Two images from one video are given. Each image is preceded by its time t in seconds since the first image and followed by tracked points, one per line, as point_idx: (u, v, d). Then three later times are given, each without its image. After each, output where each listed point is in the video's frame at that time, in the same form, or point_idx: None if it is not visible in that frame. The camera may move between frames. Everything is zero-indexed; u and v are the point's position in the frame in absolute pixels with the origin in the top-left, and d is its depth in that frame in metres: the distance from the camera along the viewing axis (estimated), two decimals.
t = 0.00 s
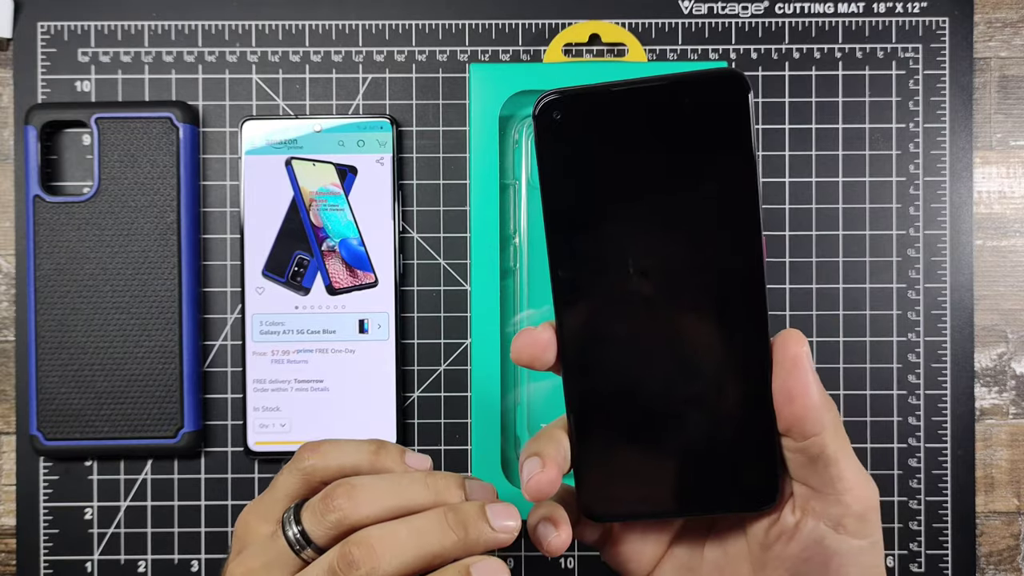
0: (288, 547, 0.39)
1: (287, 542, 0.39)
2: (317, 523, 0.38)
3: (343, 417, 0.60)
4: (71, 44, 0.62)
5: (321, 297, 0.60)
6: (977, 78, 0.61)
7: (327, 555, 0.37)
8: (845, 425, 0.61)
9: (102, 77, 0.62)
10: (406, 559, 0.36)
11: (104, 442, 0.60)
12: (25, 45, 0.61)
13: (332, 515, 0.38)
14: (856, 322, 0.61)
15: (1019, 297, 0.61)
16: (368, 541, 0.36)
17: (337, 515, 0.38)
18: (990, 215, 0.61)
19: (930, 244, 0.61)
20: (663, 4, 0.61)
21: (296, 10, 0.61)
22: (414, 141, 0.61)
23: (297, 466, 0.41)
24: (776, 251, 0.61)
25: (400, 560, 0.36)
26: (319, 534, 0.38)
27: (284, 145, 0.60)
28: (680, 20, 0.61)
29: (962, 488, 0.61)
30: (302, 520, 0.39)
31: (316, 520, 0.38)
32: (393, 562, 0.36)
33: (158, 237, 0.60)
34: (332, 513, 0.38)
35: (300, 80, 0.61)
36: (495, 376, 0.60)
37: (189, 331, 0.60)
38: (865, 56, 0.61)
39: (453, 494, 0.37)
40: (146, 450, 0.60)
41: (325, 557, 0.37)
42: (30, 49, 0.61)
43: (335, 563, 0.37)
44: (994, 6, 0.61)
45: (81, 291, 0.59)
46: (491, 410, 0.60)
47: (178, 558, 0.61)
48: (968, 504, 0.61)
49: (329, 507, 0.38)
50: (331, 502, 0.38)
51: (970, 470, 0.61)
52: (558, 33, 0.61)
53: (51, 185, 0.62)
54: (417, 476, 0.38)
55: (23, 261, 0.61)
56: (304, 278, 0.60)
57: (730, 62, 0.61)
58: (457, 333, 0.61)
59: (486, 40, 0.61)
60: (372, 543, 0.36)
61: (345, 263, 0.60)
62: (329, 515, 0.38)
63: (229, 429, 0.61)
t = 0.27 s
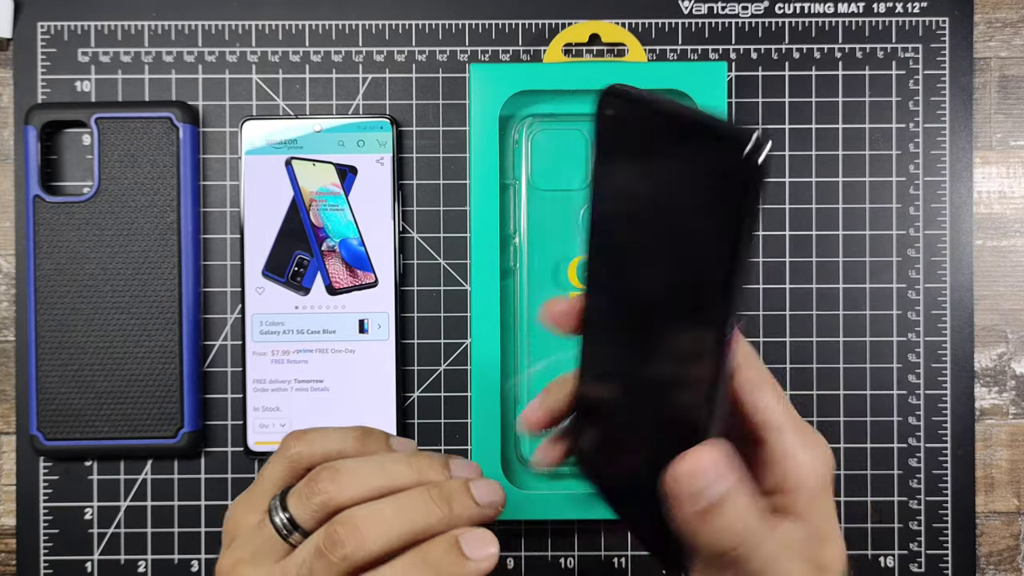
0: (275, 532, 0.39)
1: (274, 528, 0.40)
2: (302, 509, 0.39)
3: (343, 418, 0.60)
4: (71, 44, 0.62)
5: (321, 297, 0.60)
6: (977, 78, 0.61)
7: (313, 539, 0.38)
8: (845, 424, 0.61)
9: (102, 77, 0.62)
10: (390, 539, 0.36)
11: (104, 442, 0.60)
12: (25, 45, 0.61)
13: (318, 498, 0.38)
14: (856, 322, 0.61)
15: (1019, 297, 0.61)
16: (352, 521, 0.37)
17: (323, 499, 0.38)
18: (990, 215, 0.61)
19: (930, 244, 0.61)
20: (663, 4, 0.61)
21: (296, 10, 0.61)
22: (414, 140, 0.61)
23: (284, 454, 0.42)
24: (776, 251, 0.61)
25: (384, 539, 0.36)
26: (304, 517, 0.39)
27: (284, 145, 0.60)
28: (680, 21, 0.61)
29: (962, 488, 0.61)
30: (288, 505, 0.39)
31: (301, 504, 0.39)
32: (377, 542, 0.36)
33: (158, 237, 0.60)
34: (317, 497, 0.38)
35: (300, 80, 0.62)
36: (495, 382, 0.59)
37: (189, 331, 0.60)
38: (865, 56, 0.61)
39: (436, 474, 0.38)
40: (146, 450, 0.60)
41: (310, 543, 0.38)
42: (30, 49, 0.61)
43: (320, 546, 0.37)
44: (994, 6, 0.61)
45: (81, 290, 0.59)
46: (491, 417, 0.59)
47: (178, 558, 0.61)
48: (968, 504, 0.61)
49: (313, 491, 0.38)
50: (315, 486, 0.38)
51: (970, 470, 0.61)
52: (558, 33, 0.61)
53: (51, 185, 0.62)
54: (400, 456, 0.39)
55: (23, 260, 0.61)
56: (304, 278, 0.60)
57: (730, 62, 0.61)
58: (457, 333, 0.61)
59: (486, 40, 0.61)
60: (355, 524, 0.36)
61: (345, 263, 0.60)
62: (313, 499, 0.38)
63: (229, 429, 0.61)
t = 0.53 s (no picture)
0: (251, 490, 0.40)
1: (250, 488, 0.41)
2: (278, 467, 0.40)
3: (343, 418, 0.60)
4: (71, 44, 0.62)
5: (321, 297, 0.60)
6: (977, 78, 0.61)
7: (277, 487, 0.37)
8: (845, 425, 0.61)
9: (102, 77, 0.62)
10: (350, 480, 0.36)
11: (104, 442, 0.60)
12: (25, 45, 0.61)
13: (292, 452, 0.40)
14: (856, 322, 0.61)
15: (1019, 297, 0.61)
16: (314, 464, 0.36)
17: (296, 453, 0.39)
18: (990, 215, 0.61)
19: (930, 244, 0.61)
20: (663, 4, 0.61)
21: (296, 10, 0.61)
22: (414, 140, 0.61)
23: (262, 426, 0.47)
24: (777, 251, 0.61)
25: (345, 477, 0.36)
26: (278, 471, 0.40)
27: (284, 145, 0.60)
28: (680, 21, 0.61)
29: (962, 488, 0.61)
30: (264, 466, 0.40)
31: (274, 458, 0.40)
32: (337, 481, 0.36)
33: (158, 237, 0.60)
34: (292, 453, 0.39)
35: (300, 80, 0.62)
36: (496, 385, 0.58)
37: (189, 331, 0.60)
38: (865, 56, 0.61)
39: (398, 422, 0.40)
40: (146, 450, 0.60)
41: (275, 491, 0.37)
42: (30, 49, 0.61)
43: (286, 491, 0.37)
44: (994, 6, 0.61)
45: (81, 290, 0.59)
46: (493, 420, 0.58)
47: (178, 558, 0.61)
48: (968, 504, 0.61)
49: (285, 446, 0.40)
50: (286, 443, 0.40)
51: (970, 470, 0.61)
52: (558, 33, 0.61)
53: (51, 185, 0.62)
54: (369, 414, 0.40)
55: (23, 261, 0.61)
56: (304, 278, 0.60)
57: (730, 62, 0.61)
58: (457, 333, 0.61)
59: (486, 40, 0.61)
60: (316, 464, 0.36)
61: (345, 263, 0.60)
62: (285, 452, 0.40)
63: (229, 429, 0.61)
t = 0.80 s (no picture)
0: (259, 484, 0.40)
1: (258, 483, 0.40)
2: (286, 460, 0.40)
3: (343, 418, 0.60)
4: (71, 45, 0.62)
5: (321, 297, 0.60)
6: (977, 78, 0.61)
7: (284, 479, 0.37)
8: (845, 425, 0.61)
9: (102, 77, 0.62)
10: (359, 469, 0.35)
11: (104, 442, 0.60)
12: (25, 45, 0.61)
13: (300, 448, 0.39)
14: (856, 322, 0.61)
15: (1019, 297, 0.61)
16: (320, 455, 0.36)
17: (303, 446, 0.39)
18: (990, 215, 0.61)
19: (930, 244, 0.61)
20: (663, 4, 0.61)
21: (296, 10, 0.61)
22: (414, 140, 0.61)
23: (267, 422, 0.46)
24: (777, 251, 0.61)
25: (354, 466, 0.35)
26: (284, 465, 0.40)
27: (284, 145, 0.60)
28: (680, 21, 0.61)
29: (962, 488, 0.61)
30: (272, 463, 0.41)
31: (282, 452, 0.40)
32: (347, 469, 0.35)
33: (159, 237, 0.60)
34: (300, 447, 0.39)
35: (300, 80, 0.62)
36: (496, 385, 0.58)
37: (189, 331, 0.60)
38: (865, 56, 0.61)
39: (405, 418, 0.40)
40: (145, 450, 0.60)
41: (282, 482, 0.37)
42: (30, 49, 0.61)
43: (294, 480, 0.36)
44: (994, 6, 0.61)
45: (81, 290, 0.59)
46: (492, 419, 0.58)
47: (178, 558, 0.61)
48: (968, 504, 0.61)
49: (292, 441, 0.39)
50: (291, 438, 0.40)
51: (970, 470, 0.61)
52: (558, 33, 0.61)
53: (51, 185, 0.62)
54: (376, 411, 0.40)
55: (23, 261, 0.61)
56: (304, 278, 0.60)
57: (730, 62, 0.61)
58: (456, 333, 0.61)
59: (486, 39, 0.61)
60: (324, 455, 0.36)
61: (345, 263, 0.60)
62: (292, 446, 0.39)
63: (229, 429, 0.61)
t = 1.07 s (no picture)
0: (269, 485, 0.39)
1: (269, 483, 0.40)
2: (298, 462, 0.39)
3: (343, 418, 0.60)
4: (71, 44, 0.62)
5: (321, 297, 0.60)
6: (977, 78, 0.61)
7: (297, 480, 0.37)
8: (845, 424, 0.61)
9: (102, 77, 0.62)
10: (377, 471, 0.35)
11: (104, 442, 0.60)
12: (25, 45, 0.61)
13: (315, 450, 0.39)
14: (856, 322, 0.61)
15: (1018, 297, 0.61)
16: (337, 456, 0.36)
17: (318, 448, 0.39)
18: (990, 215, 0.61)
19: (930, 244, 0.61)
20: (663, 4, 0.61)
21: (297, 10, 0.61)
22: (414, 141, 0.61)
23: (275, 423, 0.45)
24: (777, 251, 0.61)
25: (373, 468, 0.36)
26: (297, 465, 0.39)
27: (284, 145, 0.60)
28: (680, 21, 0.61)
29: (962, 489, 0.61)
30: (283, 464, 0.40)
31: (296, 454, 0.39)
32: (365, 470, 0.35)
33: (158, 237, 0.60)
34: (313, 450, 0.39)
35: (300, 80, 0.62)
36: (496, 385, 0.58)
37: (189, 331, 0.60)
38: (865, 56, 0.61)
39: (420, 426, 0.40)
40: (146, 450, 0.60)
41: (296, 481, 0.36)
42: (30, 49, 0.61)
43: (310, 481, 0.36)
44: (994, 6, 0.61)
45: (81, 290, 0.59)
46: (494, 421, 0.58)
47: (178, 558, 0.61)
48: (968, 504, 0.61)
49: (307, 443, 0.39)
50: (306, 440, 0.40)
51: (970, 470, 0.61)
52: (558, 33, 0.61)
53: (51, 185, 0.62)
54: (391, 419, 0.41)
55: (23, 261, 0.61)
56: (304, 278, 0.60)
57: (730, 62, 0.61)
58: (456, 333, 0.61)
59: (486, 40, 0.61)
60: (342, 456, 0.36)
61: (345, 263, 0.60)
62: (309, 448, 0.39)
63: (229, 430, 0.61)
